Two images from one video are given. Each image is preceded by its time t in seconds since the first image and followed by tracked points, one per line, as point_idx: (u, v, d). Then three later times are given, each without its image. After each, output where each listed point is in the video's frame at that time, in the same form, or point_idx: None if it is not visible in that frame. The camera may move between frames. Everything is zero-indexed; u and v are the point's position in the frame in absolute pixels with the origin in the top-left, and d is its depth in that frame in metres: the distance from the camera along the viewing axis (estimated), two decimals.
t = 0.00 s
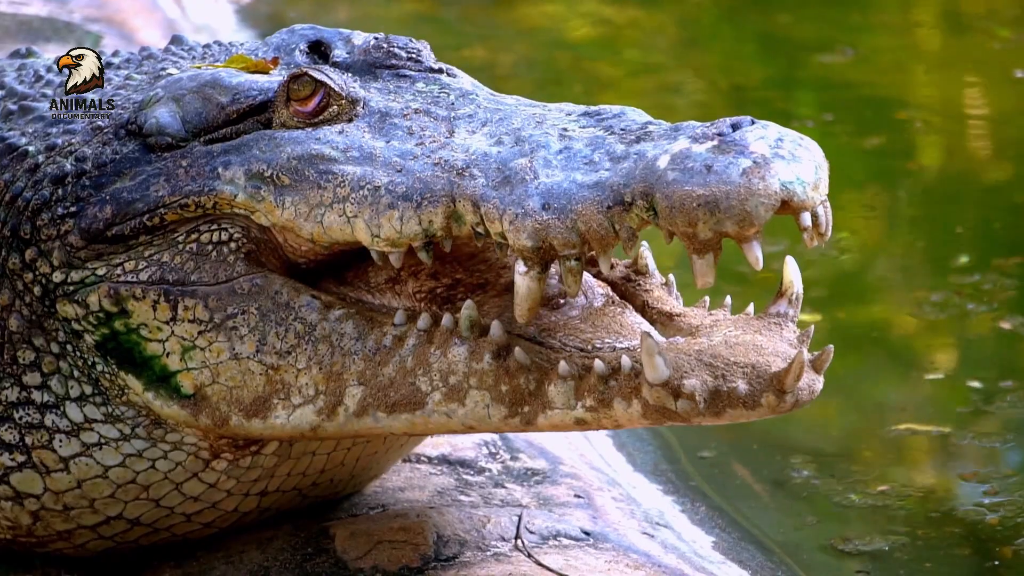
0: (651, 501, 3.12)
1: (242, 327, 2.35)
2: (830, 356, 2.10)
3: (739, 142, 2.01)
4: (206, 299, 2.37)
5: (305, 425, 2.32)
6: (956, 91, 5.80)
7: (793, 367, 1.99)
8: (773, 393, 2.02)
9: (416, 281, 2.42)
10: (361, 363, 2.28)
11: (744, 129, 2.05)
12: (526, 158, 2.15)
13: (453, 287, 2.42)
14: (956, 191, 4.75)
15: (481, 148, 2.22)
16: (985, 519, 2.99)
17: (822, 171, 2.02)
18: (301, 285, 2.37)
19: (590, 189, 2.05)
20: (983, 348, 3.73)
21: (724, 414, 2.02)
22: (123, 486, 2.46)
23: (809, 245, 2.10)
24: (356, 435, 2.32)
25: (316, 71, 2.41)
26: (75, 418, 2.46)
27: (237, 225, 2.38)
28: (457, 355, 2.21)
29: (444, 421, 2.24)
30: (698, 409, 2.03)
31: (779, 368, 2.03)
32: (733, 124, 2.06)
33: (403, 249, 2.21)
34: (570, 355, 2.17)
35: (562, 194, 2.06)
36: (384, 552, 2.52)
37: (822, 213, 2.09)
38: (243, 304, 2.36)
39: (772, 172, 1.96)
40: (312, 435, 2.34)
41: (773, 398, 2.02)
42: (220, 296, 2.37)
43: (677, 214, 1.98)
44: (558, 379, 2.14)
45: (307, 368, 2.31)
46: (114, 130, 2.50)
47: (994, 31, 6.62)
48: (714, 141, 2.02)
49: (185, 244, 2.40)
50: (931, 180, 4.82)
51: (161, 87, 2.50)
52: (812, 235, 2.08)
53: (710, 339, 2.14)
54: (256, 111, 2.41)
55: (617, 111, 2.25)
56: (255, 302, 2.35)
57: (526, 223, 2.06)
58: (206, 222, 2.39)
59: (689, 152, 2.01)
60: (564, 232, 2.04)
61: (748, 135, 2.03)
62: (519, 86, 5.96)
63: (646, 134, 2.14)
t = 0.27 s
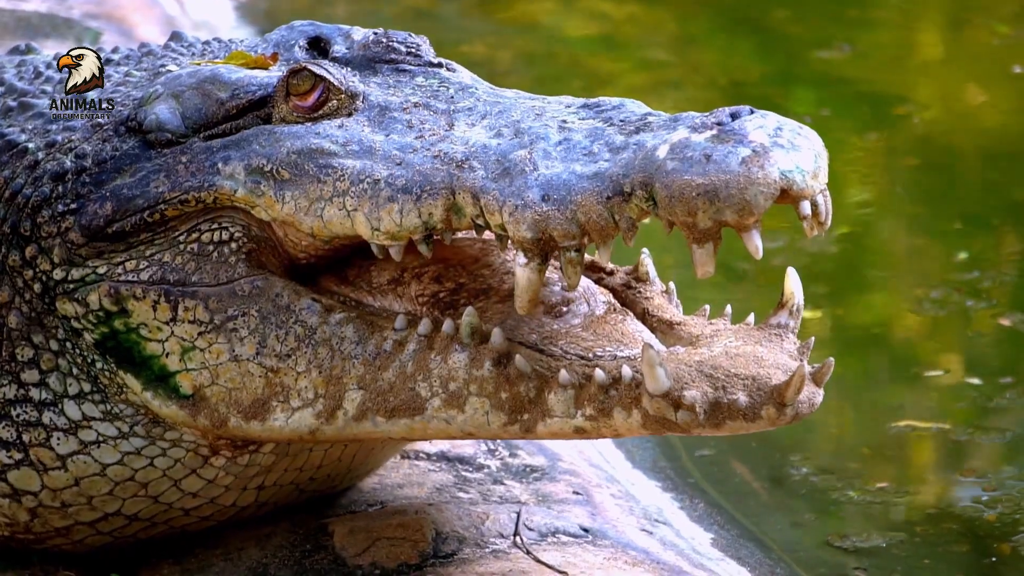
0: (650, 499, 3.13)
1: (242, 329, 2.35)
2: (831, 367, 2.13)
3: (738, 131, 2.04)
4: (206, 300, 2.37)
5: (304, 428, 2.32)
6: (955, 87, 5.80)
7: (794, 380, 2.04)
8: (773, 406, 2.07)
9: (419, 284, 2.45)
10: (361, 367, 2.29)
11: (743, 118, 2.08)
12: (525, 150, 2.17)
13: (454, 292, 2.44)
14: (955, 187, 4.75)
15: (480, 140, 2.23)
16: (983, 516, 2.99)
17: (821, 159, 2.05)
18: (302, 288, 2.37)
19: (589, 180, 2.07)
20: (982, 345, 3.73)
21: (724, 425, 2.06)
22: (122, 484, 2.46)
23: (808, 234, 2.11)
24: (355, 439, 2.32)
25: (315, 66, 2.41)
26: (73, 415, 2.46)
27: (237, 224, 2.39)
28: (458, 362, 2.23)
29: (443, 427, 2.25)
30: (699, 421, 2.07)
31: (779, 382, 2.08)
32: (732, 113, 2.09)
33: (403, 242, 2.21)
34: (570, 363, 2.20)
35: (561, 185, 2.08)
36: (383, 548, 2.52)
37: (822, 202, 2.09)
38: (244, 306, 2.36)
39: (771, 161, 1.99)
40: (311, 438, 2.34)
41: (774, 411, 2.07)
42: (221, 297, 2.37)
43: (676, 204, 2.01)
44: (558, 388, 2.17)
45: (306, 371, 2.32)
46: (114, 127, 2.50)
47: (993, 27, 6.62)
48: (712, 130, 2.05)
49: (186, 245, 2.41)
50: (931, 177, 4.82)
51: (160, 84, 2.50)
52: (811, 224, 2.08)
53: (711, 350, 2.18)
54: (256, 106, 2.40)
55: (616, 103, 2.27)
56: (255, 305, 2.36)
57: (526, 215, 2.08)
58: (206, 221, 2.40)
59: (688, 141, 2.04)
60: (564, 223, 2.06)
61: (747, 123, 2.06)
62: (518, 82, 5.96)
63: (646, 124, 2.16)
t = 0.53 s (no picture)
0: (647, 497, 3.13)
1: (241, 331, 2.35)
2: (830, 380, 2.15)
3: (734, 118, 2.05)
4: (206, 303, 2.37)
5: (301, 432, 2.32)
6: (952, 84, 5.81)
7: (793, 395, 2.05)
8: (772, 419, 2.08)
9: (426, 289, 2.41)
10: (360, 373, 2.29)
11: (739, 105, 2.08)
12: (523, 140, 2.17)
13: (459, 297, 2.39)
14: (951, 184, 4.76)
15: (478, 132, 2.23)
16: (978, 513, 3.00)
17: (819, 145, 2.06)
18: (301, 292, 2.37)
19: (586, 169, 2.08)
20: (980, 342, 3.74)
21: (722, 438, 2.07)
22: (118, 482, 2.47)
23: (806, 222, 2.10)
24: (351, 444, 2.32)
25: (312, 61, 2.41)
26: (70, 414, 2.46)
27: (236, 224, 2.39)
28: (457, 369, 2.23)
29: (441, 434, 2.25)
30: (697, 433, 2.08)
31: (778, 396, 2.08)
32: (729, 101, 2.09)
33: (401, 235, 2.22)
34: (570, 372, 2.20)
35: (559, 175, 2.09)
36: (381, 546, 2.52)
37: (819, 189, 2.09)
38: (243, 309, 2.36)
39: (768, 148, 2.00)
40: (308, 442, 2.34)
41: (772, 425, 2.07)
42: (220, 299, 2.37)
43: (674, 191, 2.02)
44: (556, 397, 2.17)
45: (304, 376, 2.32)
46: (112, 125, 2.50)
47: (991, 24, 6.62)
48: (709, 118, 2.06)
49: (187, 248, 2.41)
50: (929, 175, 4.82)
51: (158, 81, 2.50)
52: (809, 212, 2.08)
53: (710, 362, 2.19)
54: (254, 102, 2.41)
55: (613, 94, 2.26)
56: (254, 308, 2.36)
57: (524, 205, 2.09)
58: (206, 221, 2.41)
59: (685, 129, 2.05)
60: (561, 212, 2.08)
61: (744, 111, 2.06)
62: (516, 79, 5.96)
63: (643, 114, 2.15)
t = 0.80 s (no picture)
0: (645, 491, 3.13)
1: (239, 342, 2.35)
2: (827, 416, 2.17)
3: (730, 107, 2.06)
4: (205, 311, 2.37)
5: (296, 445, 2.34)
6: (946, 79, 5.81)
7: (790, 431, 2.06)
8: (768, 454, 2.09)
9: (437, 310, 2.43)
10: (356, 389, 2.30)
11: (735, 95, 2.09)
12: (520, 133, 2.18)
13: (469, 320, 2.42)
14: (946, 179, 4.76)
15: (475, 125, 2.24)
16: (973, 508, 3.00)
17: (815, 134, 2.06)
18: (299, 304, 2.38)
19: (583, 160, 2.09)
20: (974, 337, 3.75)
21: (718, 471, 2.09)
22: (113, 482, 2.48)
23: (804, 211, 2.11)
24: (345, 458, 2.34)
25: (309, 57, 2.41)
26: (66, 414, 2.46)
27: (234, 229, 2.40)
28: (454, 391, 2.24)
29: (436, 454, 2.27)
30: (693, 465, 2.10)
31: (775, 431, 2.09)
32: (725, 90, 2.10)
33: (400, 229, 2.22)
34: (568, 398, 2.22)
35: (556, 166, 2.10)
36: (378, 543, 2.51)
37: (817, 177, 2.09)
38: (242, 320, 2.36)
39: (764, 136, 2.01)
40: (302, 455, 2.36)
41: (768, 460, 2.09)
42: (219, 309, 2.37)
43: (670, 180, 2.02)
44: (553, 423, 2.19)
45: (301, 390, 2.32)
46: (110, 125, 2.50)
47: (986, 19, 6.62)
48: (705, 107, 2.07)
49: (187, 254, 2.41)
50: (924, 169, 4.83)
51: (156, 81, 2.50)
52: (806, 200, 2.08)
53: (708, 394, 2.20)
54: (251, 99, 2.41)
55: (610, 86, 2.26)
56: (253, 319, 2.36)
57: (521, 196, 2.10)
58: (205, 226, 2.41)
59: (681, 119, 2.06)
60: (559, 204, 2.08)
61: (740, 100, 2.07)
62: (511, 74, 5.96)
63: (640, 105, 2.15)
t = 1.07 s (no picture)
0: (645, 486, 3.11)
1: (238, 348, 2.36)
2: (825, 440, 2.19)
3: (729, 99, 2.06)
4: (204, 317, 2.37)
5: (292, 453, 2.34)
6: (944, 76, 5.81)
7: (788, 456, 2.09)
8: (765, 478, 2.11)
9: (442, 323, 2.46)
10: (354, 400, 2.30)
11: (734, 87, 2.09)
12: (518, 127, 2.18)
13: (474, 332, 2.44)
14: (944, 176, 4.77)
15: (474, 120, 2.24)
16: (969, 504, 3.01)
17: (813, 126, 2.06)
18: (299, 312, 2.38)
19: (582, 154, 2.09)
20: (970, 333, 3.75)
21: (714, 493, 2.11)
22: (109, 480, 2.48)
23: (803, 203, 2.11)
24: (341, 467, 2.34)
25: (308, 54, 2.41)
26: (64, 413, 2.46)
27: (233, 233, 2.40)
28: (452, 405, 2.25)
29: (432, 467, 2.28)
30: (690, 486, 2.13)
31: (773, 455, 2.11)
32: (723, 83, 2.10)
33: (400, 225, 2.23)
34: (565, 415, 2.23)
35: (555, 160, 2.10)
36: (375, 540, 2.50)
37: (816, 169, 2.09)
38: (241, 326, 2.36)
39: (763, 128, 2.01)
40: (298, 463, 2.36)
41: (765, 484, 2.11)
42: (219, 315, 2.37)
43: (669, 173, 2.03)
44: (550, 439, 2.21)
45: (298, 399, 2.33)
46: (109, 124, 2.50)
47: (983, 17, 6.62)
48: (704, 99, 2.07)
49: (188, 258, 2.41)
50: (920, 166, 4.84)
51: (155, 79, 2.50)
52: (805, 192, 2.08)
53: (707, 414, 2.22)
54: (250, 97, 2.41)
55: (609, 80, 2.25)
56: (253, 326, 2.36)
57: (520, 190, 2.11)
58: (205, 229, 2.41)
59: (680, 112, 2.06)
60: (558, 197, 2.09)
61: (738, 92, 2.07)
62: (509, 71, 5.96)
63: (638, 99, 2.16)
